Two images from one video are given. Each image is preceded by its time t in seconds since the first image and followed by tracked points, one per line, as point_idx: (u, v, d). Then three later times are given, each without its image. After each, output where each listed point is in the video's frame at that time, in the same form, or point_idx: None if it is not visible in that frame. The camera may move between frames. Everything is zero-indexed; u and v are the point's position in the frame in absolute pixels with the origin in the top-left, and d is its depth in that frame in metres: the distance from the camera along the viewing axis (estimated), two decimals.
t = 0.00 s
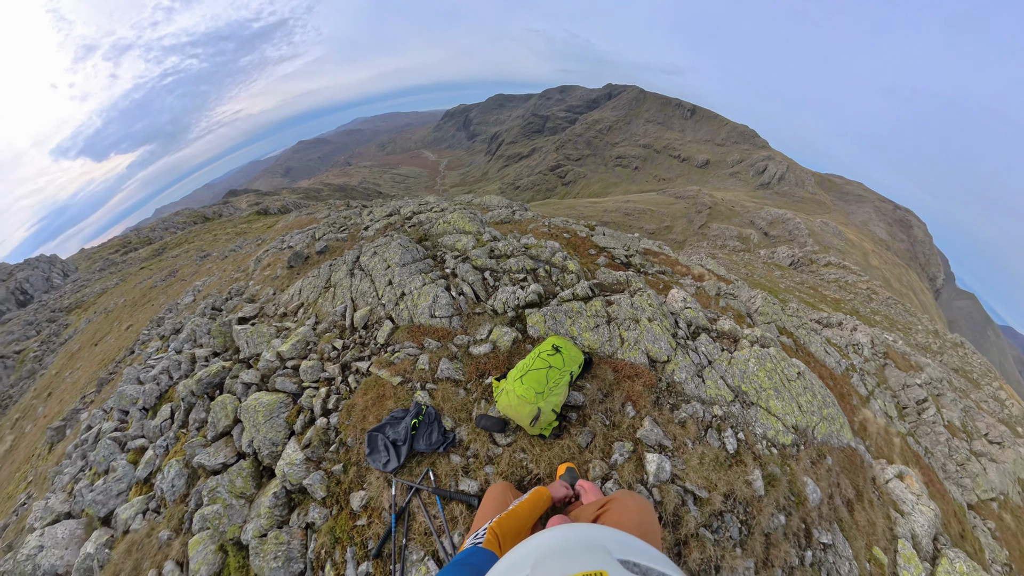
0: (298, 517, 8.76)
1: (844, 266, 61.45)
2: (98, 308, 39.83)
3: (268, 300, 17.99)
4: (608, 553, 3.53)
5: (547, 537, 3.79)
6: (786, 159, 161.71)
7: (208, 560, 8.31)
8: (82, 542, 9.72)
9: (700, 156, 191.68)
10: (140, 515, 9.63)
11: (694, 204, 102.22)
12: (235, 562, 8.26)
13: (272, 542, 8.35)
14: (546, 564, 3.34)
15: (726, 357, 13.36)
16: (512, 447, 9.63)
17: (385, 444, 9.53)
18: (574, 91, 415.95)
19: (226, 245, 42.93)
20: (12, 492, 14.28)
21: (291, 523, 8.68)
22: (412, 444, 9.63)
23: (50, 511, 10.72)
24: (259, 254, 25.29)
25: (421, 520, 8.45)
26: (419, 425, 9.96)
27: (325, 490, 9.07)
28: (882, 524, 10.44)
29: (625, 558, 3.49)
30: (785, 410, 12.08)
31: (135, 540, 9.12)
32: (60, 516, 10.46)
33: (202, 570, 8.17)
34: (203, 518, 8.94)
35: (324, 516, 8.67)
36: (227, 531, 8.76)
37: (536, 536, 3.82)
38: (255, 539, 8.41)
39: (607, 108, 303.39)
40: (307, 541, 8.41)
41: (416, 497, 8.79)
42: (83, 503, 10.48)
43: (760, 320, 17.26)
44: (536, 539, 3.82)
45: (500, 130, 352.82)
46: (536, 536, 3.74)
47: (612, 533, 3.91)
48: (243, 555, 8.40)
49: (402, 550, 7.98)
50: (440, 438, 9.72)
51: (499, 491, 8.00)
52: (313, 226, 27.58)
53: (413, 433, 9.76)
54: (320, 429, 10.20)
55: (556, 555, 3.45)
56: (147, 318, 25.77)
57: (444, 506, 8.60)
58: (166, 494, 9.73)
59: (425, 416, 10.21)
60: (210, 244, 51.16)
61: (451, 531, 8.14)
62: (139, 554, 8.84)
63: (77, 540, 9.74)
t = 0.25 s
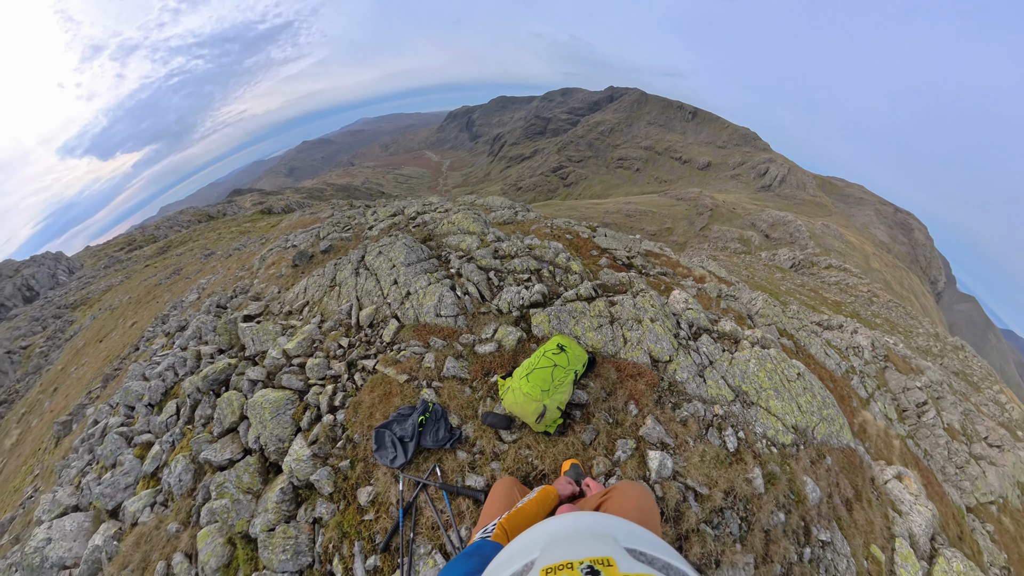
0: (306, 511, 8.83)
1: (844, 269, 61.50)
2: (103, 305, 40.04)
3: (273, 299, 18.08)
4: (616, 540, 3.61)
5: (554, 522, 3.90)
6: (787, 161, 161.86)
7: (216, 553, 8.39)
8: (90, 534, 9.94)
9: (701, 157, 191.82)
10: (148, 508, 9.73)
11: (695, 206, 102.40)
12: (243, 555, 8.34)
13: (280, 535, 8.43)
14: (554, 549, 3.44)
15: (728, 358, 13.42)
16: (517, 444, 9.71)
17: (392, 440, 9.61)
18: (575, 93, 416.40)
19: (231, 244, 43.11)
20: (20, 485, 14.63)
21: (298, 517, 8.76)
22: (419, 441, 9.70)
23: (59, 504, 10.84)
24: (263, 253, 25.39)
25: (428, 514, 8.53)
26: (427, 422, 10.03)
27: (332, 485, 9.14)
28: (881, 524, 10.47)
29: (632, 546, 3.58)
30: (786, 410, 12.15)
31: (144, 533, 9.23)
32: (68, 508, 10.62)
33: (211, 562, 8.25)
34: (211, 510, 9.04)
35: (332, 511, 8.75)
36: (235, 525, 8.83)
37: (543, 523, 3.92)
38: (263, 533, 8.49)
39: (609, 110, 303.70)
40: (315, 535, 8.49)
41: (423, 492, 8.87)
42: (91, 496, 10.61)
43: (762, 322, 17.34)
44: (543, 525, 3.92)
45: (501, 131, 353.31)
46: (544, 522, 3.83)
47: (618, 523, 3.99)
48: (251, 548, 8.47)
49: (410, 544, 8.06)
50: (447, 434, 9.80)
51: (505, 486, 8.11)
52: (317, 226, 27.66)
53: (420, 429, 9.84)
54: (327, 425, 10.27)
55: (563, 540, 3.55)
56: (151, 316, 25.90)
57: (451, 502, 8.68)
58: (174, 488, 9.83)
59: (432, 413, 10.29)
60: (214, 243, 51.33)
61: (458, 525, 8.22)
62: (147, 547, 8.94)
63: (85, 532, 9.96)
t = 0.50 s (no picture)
0: (311, 509, 8.88)
1: (845, 271, 61.47)
2: (107, 303, 40.22)
3: (276, 297, 18.14)
4: (622, 541, 3.62)
5: (561, 521, 3.92)
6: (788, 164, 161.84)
7: (221, 549, 8.44)
8: (95, 529, 10.00)
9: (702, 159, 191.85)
10: (153, 505, 9.80)
11: (696, 208, 102.41)
12: (248, 551, 8.38)
13: (285, 533, 8.47)
14: (560, 548, 3.47)
15: (730, 360, 13.45)
16: (521, 444, 9.74)
17: (397, 439, 9.65)
18: (577, 94, 417.21)
19: (234, 243, 43.26)
20: (25, 480, 14.70)
21: (303, 515, 8.80)
22: (423, 440, 9.74)
23: (64, 500, 10.93)
24: (267, 252, 25.46)
25: (432, 514, 8.57)
26: (431, 422, 10.08)
27: (336, 484, 9.18)
28: (881, 526, 10.47)
29: (639, 547, 3.58)
30: (787, 412, 12.16)
31: (149, 529, 9.29)
32: (73, 504, 10.70)
33: (216, 559, 8.30)
34: (216, 507, 9.09)
35: (336, 509, 8.80)
36: (239, 522, 8.88)
37: (550, 522, 3.95)
38: (268, 530, 8.53)
39: (610, 111, 304.00)
40: (320, 533, 8.53)
41: (428, 492, 8.90)
42: (96, 491, 10.69)
43: (763, 324, 17.36)
44: (549, 524, 3.96)
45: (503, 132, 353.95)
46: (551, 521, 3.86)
47: (625, 523, 3.99)
48: (255, 545, 8.51)
49: (414, 542, 8.10)
50: (451, 434, 9.84)
51: (510, 486, 8.15)
52: (321, 225, 27.74)
53: (425, 429, 9.88)
54: (332, 425, 10.32)
55: (569, 540, 3.57)
56: (155, 314, 26.01)
57: (455, 501, 8.72)
58: (178, 485, 9.90)
59: (436, 413, 10.34)
60: (217, 241, 51.50)
61: (462, 525, 8.26)
62: (153, 543, 9.00)
63: (90, 527, 10.02)
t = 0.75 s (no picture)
0: (312, 507, 8.93)
1: (846, 273, 61.30)
2: (111, 300, 40.46)
3: (279, 296, 18.23)
4: (620, 545, 3.64)
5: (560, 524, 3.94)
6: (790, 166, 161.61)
7: (223, 546, 8.49)
8: (99, 524, 10.06)
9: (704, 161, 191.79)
10: (156, 501, 9.87)
11: (697, 209, 102.35)
12: (250, 548, 8.44)
13: (287, 530, 8.53)
14: (557, 551, 3.50)
15: (731, 362, 13.46)
16: (522, 444, 9.77)
17: (398, 438, 9.70)
18: (579, 96, 417.85)
19: (238, 242, 43.46)
20: (30, 475, 14.81)
21: (305, 513, 8.85)
22: (425, 440, 9.79)
23: (68, 495, 11.01)
24: (270, 251, 25.58)
25: (433, 513, 8.61)
26: (432, 421, 10.13)
27: (338, 482, 9.23)
28: (880, 529, 10.45)
29: (636, 551, 3.60)
30: (787, 414, 12.17)
31: (152, 525, 9.35)
32: (77, 499, 10.79)
33: (218, 555, 8.35)
34: (218, 504, 9.16)
35: (338, 507, 8.85)
36: (242, 519, 8.93)
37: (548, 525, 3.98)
38: (270, 527, 8.58)
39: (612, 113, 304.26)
40: (322, 530, 8.58)
41: (429, 491, 8.94)
42: (100, 487, 10.77)
43: (764, 326, 17.36)
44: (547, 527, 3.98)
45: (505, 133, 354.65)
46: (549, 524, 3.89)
47: (623, 527, 4.00)
48: (257, 541, 8.56)
49: (415, 541, 8.15)
50: (452, 434, 9.89)
51: (510, 485, 8.18)
52: (324, 225, 27.85)
53: (426, 429, 9.92)
54: (334, 423, 10.37)
55: (567, 544, 3.60)
56: (159, 312, 26.14)
57: (455, 501, 8.75)
58: (182, 482, 9.97)
59: (438, 413, 10.40)
60: (221, 240, 51.74)
61: (463, 524, 8.30)
62: (156, 538, 9.07)
63: (94, 522, 10.09)
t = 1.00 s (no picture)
0: (312, 504, 8.97)
1: (847, 276, 61.10)
2: (115, 298, 40.72)
3: (282, 295, 18.33)
4: (611, 550, 3.66)
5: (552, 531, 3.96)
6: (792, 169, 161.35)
7: (224, 542, 8.53)
8: (101, 519, 10.13)
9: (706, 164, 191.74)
10: (158, 497, 9.93)
11: (698, 211, 102.27)
12: (251, 544, 8.47)
13: (287, 526, 8.57)
14: (549, 558, 3.52)
15: (730, 364, 13.46)
16: (521, 444, 9.80)
17: (397, 437, 9.75)
18: (581, 99, 418.89)
19: (241, 241, 43.70)
20: (34, 470, 14.92)
21: (305, 509, 8.90)
22: (424, 439, 9.82)
23: (72, 490, 11.09)
24: (273, 250, 25.72)
25: (431, 511, 8.64)
26: (432, 421, 10.17)
27: (338, 480, 9.28)
28: (878, 532, 10.41)
29: (627, 556, 3.63)
30: (786, 417, 12.16)
31: (154, 521, 9.41)
32: (81, 494, 10.87)
33: (219, 551, 8.39)
34: (219, 500, 9.22)
35: (337, 504, 8.90)
36: (243, 516, 8.98)
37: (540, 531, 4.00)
38: (271, 523, 8.62)
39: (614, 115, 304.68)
40: (321, 527, 8.62)
41: (427, 489, 8.97)
42: (103, 482, 10.84)
43: (764, 328, 17.34)
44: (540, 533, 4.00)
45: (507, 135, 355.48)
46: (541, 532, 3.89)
47: (614, 531, 4.04)
48: (258, 538, 8.60)
49: (413, 538, 8.18)
50: (452, 434, 9.93)
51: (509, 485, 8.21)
52: (327, 225, 27.99)
53: (425, 428, 9.95)
54: (334, 422, 10.43)
55: (559, 550, 3.61)
56: (163, 309, 26.30)
57: (454, 499, 8.78)
58: (183, 478, 10.03)
59: (437, 412, 10.43)
60: (225, 239, 52.03)
61: (461, 522, 8.33)
62: (157, 534, 9.13)
63: (96, 517, 10.14)
